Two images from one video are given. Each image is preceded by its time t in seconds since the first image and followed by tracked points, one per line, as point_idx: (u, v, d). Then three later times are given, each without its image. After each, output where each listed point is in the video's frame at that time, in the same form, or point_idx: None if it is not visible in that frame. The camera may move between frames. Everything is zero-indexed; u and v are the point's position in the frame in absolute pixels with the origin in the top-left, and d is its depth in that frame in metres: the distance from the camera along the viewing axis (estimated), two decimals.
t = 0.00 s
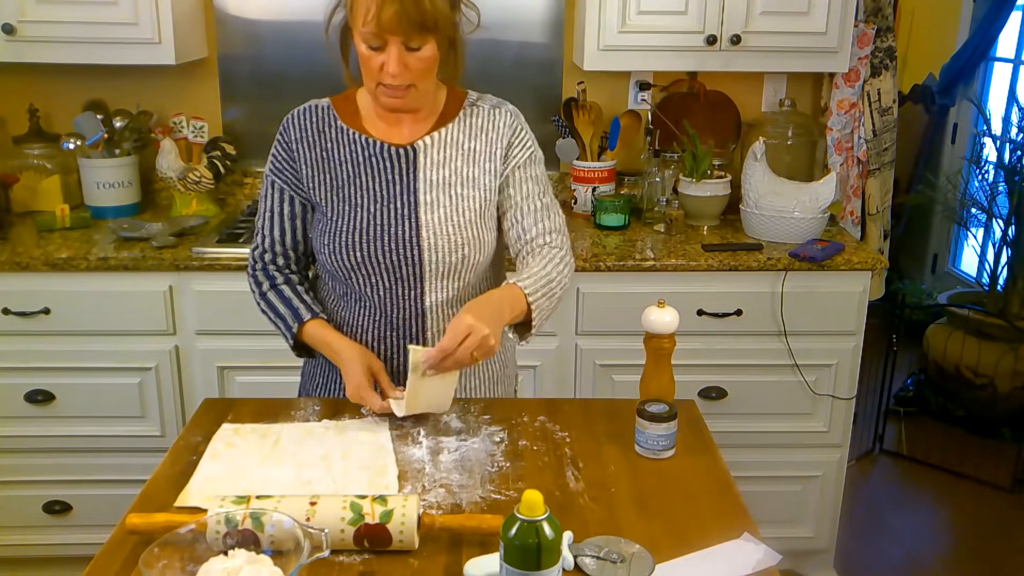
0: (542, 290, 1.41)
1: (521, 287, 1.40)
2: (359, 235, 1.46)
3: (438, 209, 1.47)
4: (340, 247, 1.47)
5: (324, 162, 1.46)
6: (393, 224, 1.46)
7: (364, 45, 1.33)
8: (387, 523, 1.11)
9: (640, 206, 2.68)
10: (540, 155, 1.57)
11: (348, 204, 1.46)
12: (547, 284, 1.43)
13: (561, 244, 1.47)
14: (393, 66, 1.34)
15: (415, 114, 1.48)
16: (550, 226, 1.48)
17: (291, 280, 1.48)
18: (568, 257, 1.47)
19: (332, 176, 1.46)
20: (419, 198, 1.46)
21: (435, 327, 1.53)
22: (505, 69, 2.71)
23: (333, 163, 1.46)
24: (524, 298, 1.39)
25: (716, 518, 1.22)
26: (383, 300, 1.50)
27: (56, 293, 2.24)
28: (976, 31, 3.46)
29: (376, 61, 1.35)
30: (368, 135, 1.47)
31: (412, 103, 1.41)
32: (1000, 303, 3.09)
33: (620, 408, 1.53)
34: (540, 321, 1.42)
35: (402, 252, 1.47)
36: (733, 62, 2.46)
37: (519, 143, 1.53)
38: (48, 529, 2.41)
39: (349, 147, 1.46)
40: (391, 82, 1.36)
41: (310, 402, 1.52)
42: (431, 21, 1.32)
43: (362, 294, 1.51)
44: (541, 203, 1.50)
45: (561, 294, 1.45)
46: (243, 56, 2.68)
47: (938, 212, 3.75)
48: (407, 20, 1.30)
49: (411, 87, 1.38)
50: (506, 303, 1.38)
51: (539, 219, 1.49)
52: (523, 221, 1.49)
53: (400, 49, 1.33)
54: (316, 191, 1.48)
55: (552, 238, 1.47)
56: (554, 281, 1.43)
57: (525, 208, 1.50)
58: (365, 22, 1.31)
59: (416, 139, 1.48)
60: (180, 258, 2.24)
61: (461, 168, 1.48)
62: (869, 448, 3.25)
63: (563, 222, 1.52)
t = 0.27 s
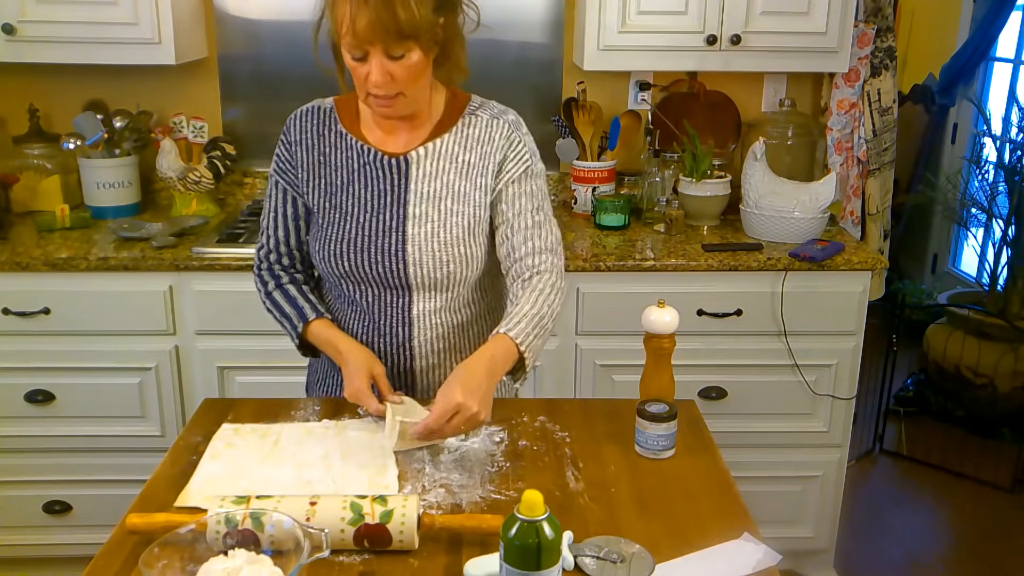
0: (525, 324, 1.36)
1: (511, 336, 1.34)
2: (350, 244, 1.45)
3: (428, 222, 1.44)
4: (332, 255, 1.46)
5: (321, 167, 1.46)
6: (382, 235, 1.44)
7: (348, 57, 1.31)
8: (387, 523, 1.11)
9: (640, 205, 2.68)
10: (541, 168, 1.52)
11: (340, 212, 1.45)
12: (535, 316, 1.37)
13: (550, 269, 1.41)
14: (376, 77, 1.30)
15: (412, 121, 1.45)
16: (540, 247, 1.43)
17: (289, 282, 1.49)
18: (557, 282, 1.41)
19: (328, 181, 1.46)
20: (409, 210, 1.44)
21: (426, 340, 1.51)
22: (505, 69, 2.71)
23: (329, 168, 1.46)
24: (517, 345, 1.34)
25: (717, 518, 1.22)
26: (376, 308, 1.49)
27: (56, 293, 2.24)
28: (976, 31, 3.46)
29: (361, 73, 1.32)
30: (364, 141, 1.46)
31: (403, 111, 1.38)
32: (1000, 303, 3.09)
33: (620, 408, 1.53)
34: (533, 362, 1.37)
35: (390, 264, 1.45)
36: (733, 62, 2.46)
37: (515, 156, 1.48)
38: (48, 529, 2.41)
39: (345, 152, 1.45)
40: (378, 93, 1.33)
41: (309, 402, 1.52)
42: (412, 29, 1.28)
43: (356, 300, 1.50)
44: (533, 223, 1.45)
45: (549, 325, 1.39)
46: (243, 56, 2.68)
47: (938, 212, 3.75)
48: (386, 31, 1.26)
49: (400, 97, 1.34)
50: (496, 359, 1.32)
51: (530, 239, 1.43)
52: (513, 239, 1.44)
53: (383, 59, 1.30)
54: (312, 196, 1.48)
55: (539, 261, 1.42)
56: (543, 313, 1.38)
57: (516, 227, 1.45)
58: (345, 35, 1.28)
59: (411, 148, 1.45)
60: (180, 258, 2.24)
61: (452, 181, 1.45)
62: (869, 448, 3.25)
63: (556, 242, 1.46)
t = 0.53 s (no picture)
0: (510, 344, 1.29)
1: (496, 361, 1.28)
2: (346, 249, 1.45)
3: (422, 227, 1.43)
4: (328, 258, 1.47)
5: (319, 168, 1.47)
6: (377, 241, 1.43)
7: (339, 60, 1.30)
8: (387, 523, 1.12)
9: (640, 205, 2.68)
10: (538, 173, 1.47)
11: (337, 214, 1.46)
12: (519, 333, 1.31)
13: (535, 279, 1.34)
14: (366, 80, 1.30)
15: (409, 124, 1.45)
16: (529, 254, 1.37)
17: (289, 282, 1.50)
18: (544, 293, 1.35)
19: (325, 182, 1.47)
20: (403, 214, 1.43)
21: (423, 344, 1.50)
22: (505, 69, 2.71)
23: (328, 168, 1.46)
24: (501, 368, 1.27)
25: (716, 518, 1.22)
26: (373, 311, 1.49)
27: (56, 293, 2.24)
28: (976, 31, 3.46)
29: (352, 76, 1.32)
30: (362, 144, 1.46)
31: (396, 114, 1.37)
32: (1000, 303, 3.09)
33: (620, 408, 1.53)
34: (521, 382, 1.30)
35: (384, 268, 1.44)
36: (733, 62, 2.46)
37: (509, 162, 1.45)
38: (48, 529, 2.41)
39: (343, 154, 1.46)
40: (370, 96, 1.32)
41: (309, 402, 1.52)
42: (401, 32, 1.27)
43: (353, 302, 1.50)
44: (522, 228, 1.40)
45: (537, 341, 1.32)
46: (242, 56, 2.68)
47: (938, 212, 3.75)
48: (373, 34, 1.25)
49: (391, 101, 1.34)
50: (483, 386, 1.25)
51: (519, 245, 1.38)
52: (502, 246, 1.40)
53: (372, 62, 1.29)
54: (310, 197, 1.48)
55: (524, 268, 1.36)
56: (528, 329, 1.31)
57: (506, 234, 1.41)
58: (334, 38, 1.27)
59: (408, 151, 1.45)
60: (180, 258, 2.24)
61: (449, 186, 1.43)
62: (869, 448, 3.25)
63: (549, 249, 1.40)
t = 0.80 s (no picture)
0: (523, 334, 1.29)
1: (510, 349, 1.27)
2: (349, 249, 1.45)
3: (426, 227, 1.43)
4: (330, 257, 1.46)
5: (319, 168, 1.46)
6: (381, 241, 1.44)
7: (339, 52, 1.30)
8: (387, 523, 1.12)
9: (640, 205, 2.68)
10: (544, 176, 1.49)
11: (337, 214, 1.45)
12: (534, 325, 1.31)
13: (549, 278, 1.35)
14: (366, 73, 1.29)
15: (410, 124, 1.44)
16: (541, 255, 1.39)
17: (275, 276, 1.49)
18: (558, 292, 1.35)
19: (325, 182, 1.46)
20: (406, 215, 1.43)
21: (425, 345, 1.50)
22: (505, 69, 2.71)
23: (327, 169, 1.46)
24: (517, 358, 1.27)
25: (716, 518, 1.22)
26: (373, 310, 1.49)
27: (56, 293, 2.24)
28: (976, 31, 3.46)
29: (352, 69, 1.31)
30: (362, 143, 1.45)
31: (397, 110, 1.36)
32: (1000, 303, 3.09)
33: (620, 408, 1.53)
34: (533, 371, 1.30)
35: (386, 269, 1.44)
36: (734, 62, 2.46)
37: (515, 163, 1.45)
38: (48, 529, 2.41)
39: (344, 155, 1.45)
40: (371, 91, 1.32)
41: (310, 402, 1.52)
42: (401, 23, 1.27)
43: (353, 302, 1.50)
44: (533, 230, 1.41)
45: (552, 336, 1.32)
46: (242, 56, 2.68)
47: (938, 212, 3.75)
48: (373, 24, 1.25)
49: (391, 96, 1.33)
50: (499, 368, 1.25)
51: (530, 246, 1.39)
52: (513, 247, 1.41)
53: (372, 54, 1.28)
54: (310, 197, 1.48)
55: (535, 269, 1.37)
56: (543, 322, 1.31)
57: (515, 235, 1.41)
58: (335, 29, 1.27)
59: (410, 151, 1.44)
60: (180, 258, 2.24)
61: (452, 186, 1.43)
62: (869, 448, 3.25)
63: (557, 250, 1.41)
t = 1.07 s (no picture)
0: (517, 335, 1.30)
1: (505, 351, 1.28)
2: (336, 256, 1.44)
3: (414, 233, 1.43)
4: (313, 261, 1.46)
5: (300, 171, 1.45)
6: (370, 247, 1.43)
7: (332, 40, 1.29)
8: (387, 523, 1.11)
9: (640, 205, 2.68)
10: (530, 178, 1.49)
11: (323, 221, 1.45)
12: (526, 327, 1.31)
13: (538, 279, 1.36)
14: (357, 60, 1.29)
15: (395, 128, 1.44)
16: (528, 256, 1.39)
17: (229, 284, 1.43)
18: (547, 293, 1.36)
19: (308, 186, 1.45)
20: (393, 219, 1.43)
21: (413, 350, 1.50)
22: (505, 68, 2.71)
23: (310, 175, 1.45)
24: (512, 358, 1.28)
25: (716, 518, 1.22)
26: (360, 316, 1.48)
27: (56, 293, 2.24)
28: (976, 31, 3.47)
29: (343, 58, 1.30)
30: (346, 146, 1.45)
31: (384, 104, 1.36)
32: (1000, 303, 3.09)
33: (619, 408, 1.53)
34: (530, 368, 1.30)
35: (372, 273, 1.44)
36: (734, 62, 2.46)
37: (502, 165, 1.46)
38: (47, 529, 2.41)
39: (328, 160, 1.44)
40: (360, 79, 1.31)
41: (309, 402, 1.52)
42: (401, 14, 1.27)
43: (340, 310, 1.49)
44: (522, 231, 1.41)
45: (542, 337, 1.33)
46: (243, 56, 2.68)
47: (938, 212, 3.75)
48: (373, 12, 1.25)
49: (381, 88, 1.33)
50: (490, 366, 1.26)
51: (519, 246, 1.39)
52: (500, 249, 1.41)
53: (366, 43, 1.28)
54: (291, 201, 1.46)
55: (523, 270, 1.37)
56: (535, 323, 1.32)
57: (503, 236, 1.41)
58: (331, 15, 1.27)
59: (395, 156, 1.44)
60: (180, 259, 2.24)
61: (441, 191, 1.44)
62: (869, 448, 3.25)
63: (546, 251, 1.42)
